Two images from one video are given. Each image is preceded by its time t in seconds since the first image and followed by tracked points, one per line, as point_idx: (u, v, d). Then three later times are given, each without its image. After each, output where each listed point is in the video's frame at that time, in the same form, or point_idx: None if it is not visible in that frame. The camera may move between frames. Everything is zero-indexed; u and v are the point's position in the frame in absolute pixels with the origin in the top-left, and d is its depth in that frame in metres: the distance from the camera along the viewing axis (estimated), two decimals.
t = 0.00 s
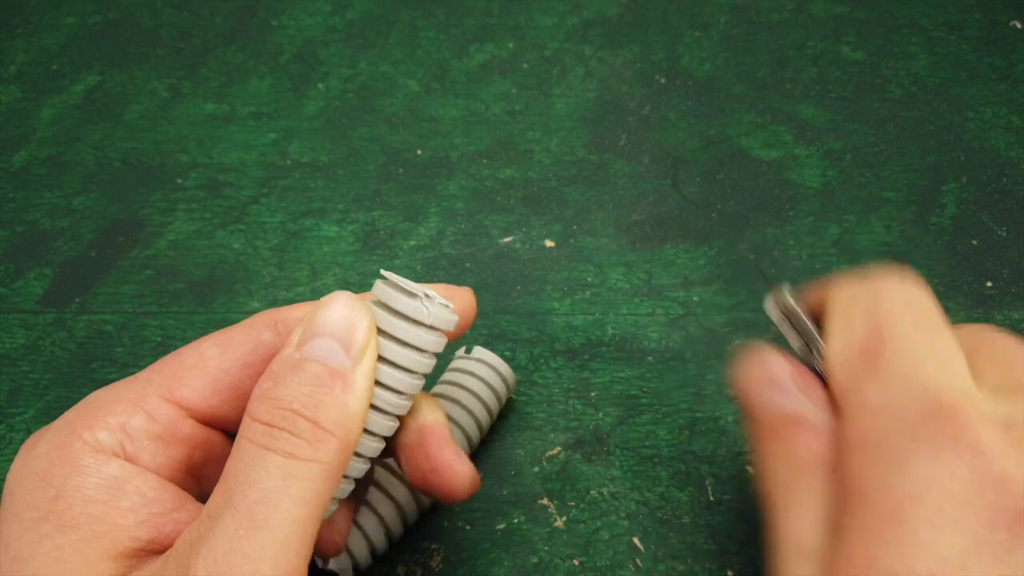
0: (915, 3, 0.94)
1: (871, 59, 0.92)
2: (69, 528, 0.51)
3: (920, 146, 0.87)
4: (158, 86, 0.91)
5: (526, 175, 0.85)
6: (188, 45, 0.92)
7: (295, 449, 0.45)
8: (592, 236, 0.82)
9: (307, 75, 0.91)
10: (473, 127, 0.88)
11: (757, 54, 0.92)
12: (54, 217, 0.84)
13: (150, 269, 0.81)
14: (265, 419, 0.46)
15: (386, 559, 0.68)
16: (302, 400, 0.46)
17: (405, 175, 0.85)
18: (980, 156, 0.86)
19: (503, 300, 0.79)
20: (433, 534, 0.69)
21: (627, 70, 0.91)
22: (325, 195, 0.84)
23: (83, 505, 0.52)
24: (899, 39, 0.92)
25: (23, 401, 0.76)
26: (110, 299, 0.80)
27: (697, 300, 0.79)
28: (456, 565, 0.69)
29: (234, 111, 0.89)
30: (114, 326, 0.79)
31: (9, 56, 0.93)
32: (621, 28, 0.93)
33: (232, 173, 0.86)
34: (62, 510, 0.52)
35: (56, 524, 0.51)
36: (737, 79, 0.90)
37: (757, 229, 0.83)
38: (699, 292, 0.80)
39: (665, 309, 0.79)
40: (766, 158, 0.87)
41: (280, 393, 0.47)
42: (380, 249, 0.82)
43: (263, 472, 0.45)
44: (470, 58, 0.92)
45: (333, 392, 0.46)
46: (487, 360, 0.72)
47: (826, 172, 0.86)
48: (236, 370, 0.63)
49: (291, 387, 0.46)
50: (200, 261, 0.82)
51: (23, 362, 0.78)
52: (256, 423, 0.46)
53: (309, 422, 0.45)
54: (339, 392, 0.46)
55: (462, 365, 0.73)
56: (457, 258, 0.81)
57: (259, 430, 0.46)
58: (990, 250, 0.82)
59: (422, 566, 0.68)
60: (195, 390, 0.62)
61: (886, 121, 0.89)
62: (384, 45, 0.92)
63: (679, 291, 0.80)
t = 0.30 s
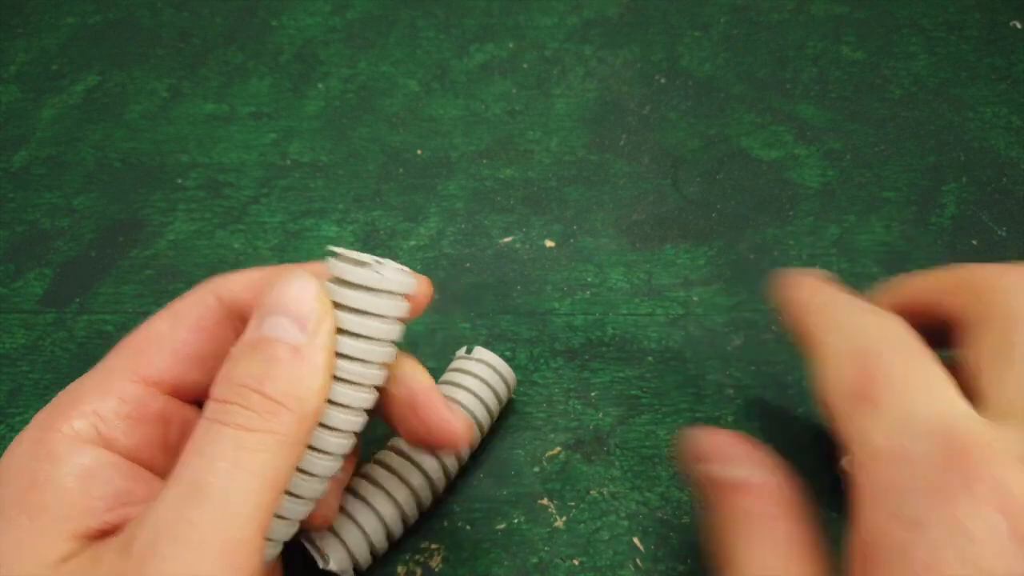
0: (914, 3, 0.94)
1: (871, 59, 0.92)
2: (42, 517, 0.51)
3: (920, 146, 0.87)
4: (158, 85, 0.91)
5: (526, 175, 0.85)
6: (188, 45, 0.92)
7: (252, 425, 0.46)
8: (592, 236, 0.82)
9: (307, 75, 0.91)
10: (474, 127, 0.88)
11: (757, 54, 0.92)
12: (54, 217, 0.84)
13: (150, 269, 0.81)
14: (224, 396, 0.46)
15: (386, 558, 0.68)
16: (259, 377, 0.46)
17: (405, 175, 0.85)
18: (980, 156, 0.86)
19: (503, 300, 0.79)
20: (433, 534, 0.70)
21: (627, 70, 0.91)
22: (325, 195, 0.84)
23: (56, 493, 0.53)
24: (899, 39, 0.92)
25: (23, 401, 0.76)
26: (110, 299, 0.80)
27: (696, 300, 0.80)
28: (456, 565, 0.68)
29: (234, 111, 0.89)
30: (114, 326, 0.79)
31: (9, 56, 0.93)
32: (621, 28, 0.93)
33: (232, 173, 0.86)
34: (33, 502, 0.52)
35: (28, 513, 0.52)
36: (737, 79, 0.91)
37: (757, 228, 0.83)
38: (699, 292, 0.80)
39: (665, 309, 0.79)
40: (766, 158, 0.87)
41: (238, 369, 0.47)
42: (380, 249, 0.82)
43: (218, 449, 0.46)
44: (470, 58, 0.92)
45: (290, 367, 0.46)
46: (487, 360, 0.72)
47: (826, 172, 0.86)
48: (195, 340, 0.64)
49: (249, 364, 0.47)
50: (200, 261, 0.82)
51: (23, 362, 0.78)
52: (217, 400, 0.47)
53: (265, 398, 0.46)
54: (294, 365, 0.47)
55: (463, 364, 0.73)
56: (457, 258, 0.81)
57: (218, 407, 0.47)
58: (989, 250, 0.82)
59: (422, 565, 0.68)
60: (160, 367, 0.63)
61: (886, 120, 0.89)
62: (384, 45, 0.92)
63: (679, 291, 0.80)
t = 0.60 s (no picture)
0: (915, 3, 0.94)
1: (871, 59, 0.92)
2: (9, 510, 0.52)
3: (920, 146, 0.87)
4: (158, 85, 0.91)
5: (526, 175, 0.85)
6: (188, 45, 0.92)
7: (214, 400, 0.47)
8: (592, 236, 0.82)
9: (307, 75, 0.91)
10: (474, 127, 0.88)
11: (757, 54, 0.92)
12: (54, 217, 0.84)
13: (150, 269, 0.81)
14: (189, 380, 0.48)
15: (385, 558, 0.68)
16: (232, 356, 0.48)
17: (405, 175, 0.85)
18: (980, 156, 0.86)
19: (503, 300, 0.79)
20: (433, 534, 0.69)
21: (627, 70, 0.91)
22: (325, 195, 0.84)
23: (30, 491, 0.53)
24: (899, 39, 0.92)
25: (23, 401, 0.76)
26: (110, 299, 0.80)
27: (696, 301, 0.80)
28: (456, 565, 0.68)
29: (234, 111, 0.89)
30: (115, 326, 0.79)
31: (8, 56, 0.93)
32: (621, 28, 0.93)
33: (232, 173, 0.86)
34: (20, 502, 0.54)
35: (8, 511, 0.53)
36: (737, 79, 0.90)
37: (757, 228, 0.83)
38: (699, 292, 0.80)
39: (665, 309, 0.79)
40: (766, 158, 0.87)
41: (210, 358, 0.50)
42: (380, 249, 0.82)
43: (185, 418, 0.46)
44: (470, 58, 0.92)
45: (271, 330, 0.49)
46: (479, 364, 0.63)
47: (826, 172, 0.86)
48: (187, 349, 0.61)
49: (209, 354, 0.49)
50: (201, 261, 0.82)
51: (23, 362, 0.78)
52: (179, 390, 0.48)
53: (226, 377, 0.48)
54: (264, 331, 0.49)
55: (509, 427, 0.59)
56: (457, 258, 0.81)
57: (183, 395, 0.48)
58: (990, 250, 0.82)
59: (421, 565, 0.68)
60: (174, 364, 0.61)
61: (886, 121, 0.89)
62: (384, 45, 0.92)
63: (679, 291, 0.80)
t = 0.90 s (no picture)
0: (915, 2, 0.94)
1: (871, 59, 0.92)
2: None
3: (920, 146, 0.87)
4: (158, 85, 0.91)
5: (527, 175, 0.85)
6: (188, 45, 0.92)
7: (300, 430, 0.46)
8: (592, 236, 0.82)
9: (307, 75, 0.91)
10: (474, 127, 0.88)
11: (757, 54, 0.92)
12: (54, 217, 0.84)
13: (150, 269, 0.81)
14: (264, 391, 0.46)
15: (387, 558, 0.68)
16: (323, 379, 0.47)
17: (405, 175, 0.85)
18: (980, 156, 0.87)
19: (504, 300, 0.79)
20: (435, 535, 0.69)
21: (627, 70, 0.91)
22: (325, 195, 0.84)
23: None
24: (899, 39, 0.92)
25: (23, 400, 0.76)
26: (109, 299, 0.80)
27: (696, 300, 0.80)
28: (457, 565, 0.68)
29: (234, 110, 0.89)
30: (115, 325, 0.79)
31: (8, 56, 0.93)
32: (622, 28, 0.93)
33: (232, 173, 0.86)
34: (58, 457, 0.57)
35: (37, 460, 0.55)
36: (737, 79, 0.90)
37: (757, 228, 0.83)
38: (699, 292, 0.80)
39: (665, 309, 0.79)
40: (766, 157, 0.87)
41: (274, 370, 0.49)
42: (380, 249, 0.82)
43: (270, 442, 0.45)
44: (470, 57, 0.91)
45: (376, 375, 0.49)
46: (503, 318, 0.63)
47: (826, 171, 0.86)
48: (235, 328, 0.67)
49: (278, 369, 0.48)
50: (201, 261, 0.82)
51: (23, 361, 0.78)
52: (237, 390, 0.46)
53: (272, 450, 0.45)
54: (366, 367, 0.49)
55: (554, 394, 0.58)
56: (457, 258, 0.81)
57: (244, 400, 0.46)
58: (990, 250, 0.82)
59: (422, 565, 0.68)
60: (222, 351, 0.67)
61: (886, 120, 0.89)
62: (384, 45, 0.92)
63: (679, 290, 0.80)
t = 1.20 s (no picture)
0: (915, 2, 0.94)
1: (871, 59, 0.92)
2: None
3: (921, 146, 0.87)
4: (158, 85, 0.91)
5: (527, 175, 0.85)
6: (188, 45, 0.92)
7: (333, 413, 0.46)
8: (592, 235, 0.82)
9: (307, 75, 0.91)
10: (474, 127, 0.88)
11: (757, 53, 0.92)
12: (54, 217, 0.84)
13: (150, 268, 0.81)
14: (297, 374, 0.46)
15: (386, 558, 0.68)
16: (354, 362, 0.47)
17: (405, 175, 0.85)
18: (980, 156, 0.87)
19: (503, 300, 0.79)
20: (435, 534, 0.69)
21: (627, 70, 0.91)
22: (325, 195, 0.84)
23: None
24: (899, 39, 0.92)
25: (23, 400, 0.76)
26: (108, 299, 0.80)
27: (696, 300, 0.80)
28: (456, 565, 0.68)
29: (234, 110, 0.89)
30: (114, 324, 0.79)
31: (8, 56, 0.93)
32: (621, 28, 0.93)
33: (232, 173, 0.86)
34: (93, 434, 0.56)
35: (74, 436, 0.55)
36: (737, 79, 0.90)
37: (757, 228, 0.83)
38: (698, 292, 0.80)
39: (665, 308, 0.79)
40: (766, 157, 0.87)
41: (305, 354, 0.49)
42: (380, 249, 0.82)
43: (305, 423, 0.45)
44: (470, 57, 0.91)
45: (407, 361, 0.49)
46: (524, 297, 0.64)
47: (826, 171, 0.86)
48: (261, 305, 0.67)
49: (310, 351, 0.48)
50: (200, 261, 0.82)
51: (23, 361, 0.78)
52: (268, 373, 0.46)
53: (305, 431, 0.45)
54: (397, 351, 0.49)
55: (577, 371, 0.58)
56: (457, 258, 0.81)
57: (278, 381, 0.46)
58: (990, 250, 0.82)
59: (422, 565, 0.68)
60: (251, 325, 0.67)
61: (886, 120, 0.89)
62: (384, 45, 0.92)
63: (679, 290, 0.80)
